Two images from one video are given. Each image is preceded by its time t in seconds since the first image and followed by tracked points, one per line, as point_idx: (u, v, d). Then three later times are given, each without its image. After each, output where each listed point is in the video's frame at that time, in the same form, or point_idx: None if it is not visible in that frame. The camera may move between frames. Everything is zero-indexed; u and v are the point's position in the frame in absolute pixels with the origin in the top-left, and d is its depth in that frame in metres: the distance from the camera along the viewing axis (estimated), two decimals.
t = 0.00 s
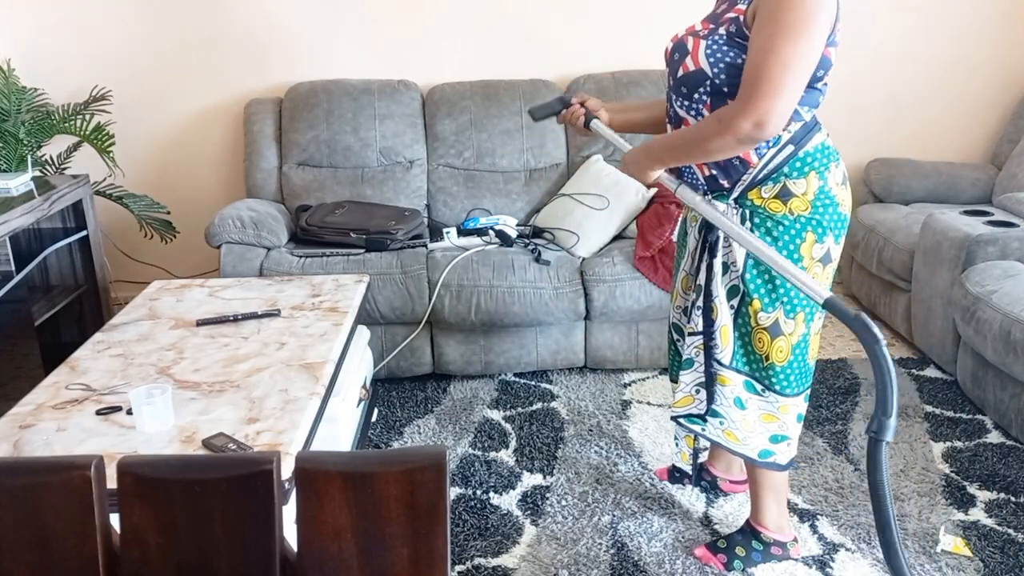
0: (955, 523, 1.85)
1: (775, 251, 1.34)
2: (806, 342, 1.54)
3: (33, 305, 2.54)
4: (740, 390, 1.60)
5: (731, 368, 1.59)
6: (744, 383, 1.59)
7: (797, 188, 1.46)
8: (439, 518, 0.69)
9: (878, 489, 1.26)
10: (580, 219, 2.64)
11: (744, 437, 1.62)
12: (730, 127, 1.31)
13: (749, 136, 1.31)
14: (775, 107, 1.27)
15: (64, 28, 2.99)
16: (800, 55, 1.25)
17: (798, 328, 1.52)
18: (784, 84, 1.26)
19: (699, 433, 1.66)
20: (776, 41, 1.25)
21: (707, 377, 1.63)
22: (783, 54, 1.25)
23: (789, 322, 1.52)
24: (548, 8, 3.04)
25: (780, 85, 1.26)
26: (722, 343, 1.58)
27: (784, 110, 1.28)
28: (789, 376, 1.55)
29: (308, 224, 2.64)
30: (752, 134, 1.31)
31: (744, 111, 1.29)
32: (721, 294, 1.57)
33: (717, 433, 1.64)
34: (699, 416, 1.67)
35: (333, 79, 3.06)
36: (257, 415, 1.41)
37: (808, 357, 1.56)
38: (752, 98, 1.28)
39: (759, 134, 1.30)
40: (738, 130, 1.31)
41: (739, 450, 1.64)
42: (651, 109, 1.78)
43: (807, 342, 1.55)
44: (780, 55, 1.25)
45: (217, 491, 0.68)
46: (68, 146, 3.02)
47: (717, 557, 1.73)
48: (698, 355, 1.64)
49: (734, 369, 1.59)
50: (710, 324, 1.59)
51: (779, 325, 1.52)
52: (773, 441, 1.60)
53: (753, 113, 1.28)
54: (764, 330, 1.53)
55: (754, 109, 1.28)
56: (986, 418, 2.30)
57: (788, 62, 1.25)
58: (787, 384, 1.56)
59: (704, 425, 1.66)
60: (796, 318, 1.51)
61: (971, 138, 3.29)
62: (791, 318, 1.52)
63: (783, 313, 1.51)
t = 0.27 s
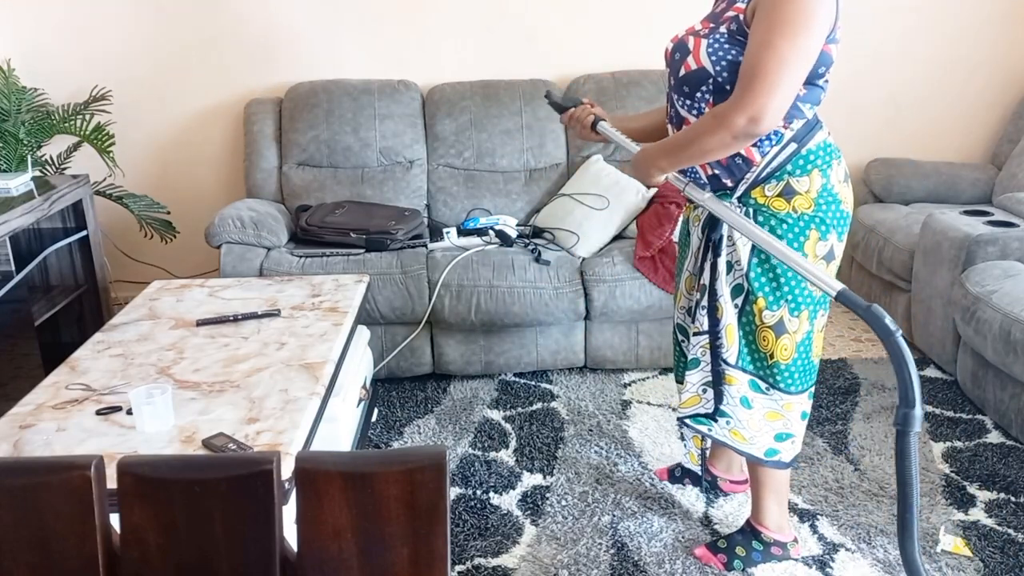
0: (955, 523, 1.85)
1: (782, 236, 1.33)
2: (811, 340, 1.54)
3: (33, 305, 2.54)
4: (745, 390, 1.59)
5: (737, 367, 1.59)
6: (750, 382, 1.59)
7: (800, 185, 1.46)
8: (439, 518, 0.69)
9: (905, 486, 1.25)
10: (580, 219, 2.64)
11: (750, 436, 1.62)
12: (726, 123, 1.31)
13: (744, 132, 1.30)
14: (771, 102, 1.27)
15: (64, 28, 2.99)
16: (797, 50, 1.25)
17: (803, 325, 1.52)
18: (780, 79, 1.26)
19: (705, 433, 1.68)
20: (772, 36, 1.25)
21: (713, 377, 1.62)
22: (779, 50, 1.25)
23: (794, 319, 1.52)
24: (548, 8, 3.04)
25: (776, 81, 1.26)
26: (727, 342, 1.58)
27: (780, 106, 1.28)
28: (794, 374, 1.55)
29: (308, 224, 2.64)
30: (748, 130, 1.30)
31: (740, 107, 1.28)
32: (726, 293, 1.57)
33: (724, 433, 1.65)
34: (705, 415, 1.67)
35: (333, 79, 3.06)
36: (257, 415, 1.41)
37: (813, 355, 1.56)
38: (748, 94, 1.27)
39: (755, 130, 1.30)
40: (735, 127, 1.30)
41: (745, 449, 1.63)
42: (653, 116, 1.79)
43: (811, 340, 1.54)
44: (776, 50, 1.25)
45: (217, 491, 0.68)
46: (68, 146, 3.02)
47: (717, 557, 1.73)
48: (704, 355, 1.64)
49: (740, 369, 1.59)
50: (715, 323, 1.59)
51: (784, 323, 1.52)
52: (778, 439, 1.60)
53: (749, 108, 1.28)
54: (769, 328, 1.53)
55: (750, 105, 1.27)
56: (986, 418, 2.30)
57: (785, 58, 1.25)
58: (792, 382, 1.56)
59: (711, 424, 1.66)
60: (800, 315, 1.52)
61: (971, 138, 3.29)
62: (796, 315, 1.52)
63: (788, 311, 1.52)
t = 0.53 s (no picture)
0: (955, 523, 1.85)
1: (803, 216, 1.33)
2: (810, 339, 1.54)
3: (33, 305, 2.54)
4: (744, 389, 1.60)
5: (736, 367, 1.59)
6: (749, 382, 1.59)
7: (797, 185, 1.46)
8: (439, 518, 0.69)
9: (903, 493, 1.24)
10: (580, 219, 2.64)
11: (749, 436, 1.62)
12: (721, 124, 1.31)
13: (739, 132, 1.30)
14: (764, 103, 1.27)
15: (64, 28, 2.99)
16: (789, 50, 1.25)
17: (801, 325, 1.52)
18: (773, 80, 1.26)
19: (705, 432, 1.67)
20: (765, 36, 1.25)
21: (712, 376, 1.62)
22: (771, 49, 1.25)
23: (792, 320, 1.52)
24: (549, 8, 3.04)
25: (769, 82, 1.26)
26: (726, 342, 1.58)
27: (773, 106, 1.28)
28: (793, 373, 1.55)
29: (308, 224, 2.64)
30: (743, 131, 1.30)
31: (733, 107, 1.29)
32: (724, 293, 1.57)
33: (723, 432, 1.65)
34: (704, 414, 1.67)
35: (333, 79, 3.06)
36: (257, 415, 1.41)
37: (812, 354, 1.56)
38: (741, 94, 1.28)
39: (749, 131, 1.30)
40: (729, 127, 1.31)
41: (744, 449, 1.63)
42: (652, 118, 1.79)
43: (810, 340, 1.54)
44: (768, 50, 1.25)
45: (217, 491, 0.68)
46: (68, 146, 3.02)
47: (717, 557, 1.73)
48: (702, 354, 1.64)
49: (739, 368, 1.59)
50: (713, 323, 1.59)
51: (782, 323, 1.52)
52: (778, 439, 1.60)
53: (742, 109, 1.28)
54: (767, 327, 1.53)
55: (744, 106, 1.28)
56: (986, 418, 2.30)
57: (777, 57, 1.25)
58: (791, 382, 1.56)
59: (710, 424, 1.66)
60: (798, 315, 1.51)
61: (971, 138, 3.29)
62: (794, 315, 1.52)
63: (786, 311, 1.52)
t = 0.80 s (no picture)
0: (955, 523, 1.85)
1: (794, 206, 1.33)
2: (806, 340, 1.55)
3: (33, 305, 2.54)
4: (741, 389, 1.59)
5: (733, 366, 1.59)
6: (746, 382, 1.59)
7: (795, 185, 1.46)
8: (439, 518, 0.69)
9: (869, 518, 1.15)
10: (580, 219, 2.64)
11: (746, 436, 1.61)
12: (724, 135, 1.31)
13: (742, 144, 1.31)
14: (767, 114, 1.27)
15: (64, 28, 2.99)
16: (791, 60, 1.24)
17: (798, 326, 1.52)
18: (776, 91, 1.26)
19: (702, 431, 1.67)
20: (767, 46, 1.25)
21: (709, 375, 1.62)
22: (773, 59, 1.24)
23: (789, 320, 1.52)
24: (549, 8, 3.04)
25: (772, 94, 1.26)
26: (723, 342, 1.58)
27: (776, 115, 1.28)
28: (790, 373, 1.55)
29: (308, 224, 2.64)
30: (746, 142, 1.31)
31: (737, 119, 1.29)
32: (722, 293, 1.57)
33: (720, 431, 1.64)
34: (701, 414, 1.67)
35: (333, 79, 3.06)
36: (257, 414, 1.41)
37: (809, 355, 1.56)
38: (744, 106, 1.28)
39: (752, 142, 1.30)
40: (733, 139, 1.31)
41: (741, 449, 1.63)
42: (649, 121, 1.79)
43: (807, 340, 1.55)
44: (770, 61, 1.25)
45: (217, 491, 0.68)
46: (68, 146, 3.02)
47: (717, 557, 1.73)
48: (699, 353, 1.64)
49: (736, 368, 1.59)
50: (710, 323, 1.59)
51: (779, 323, 1.52)
52: (775, 440, 1.60)
53: (745, 121, 1.28)
54: (765, 328, 1.53)
55: (747, 118, 1.28)
56: (986, 418, 2.30)
57: (779, 68, 1.25)
58: (788, 381, 1.56)
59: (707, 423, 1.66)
60: (795, 316, 1.52)
61: (971, 138, 3.29)
62: (791, 316, 1.52)
63: (783, 312, 1.51)
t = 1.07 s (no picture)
0: (955, 523, 1.85)
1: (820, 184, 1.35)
2: (814, 338, 1.55)
3: (33, 305, 2.54)
4: (748, 389, 1.59)
5: (740, 366, 1.58)
6: (753, 381, 1.58)
7: (804, 184, 1.46)
8: (439, 519, 0.69)
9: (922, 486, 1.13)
10: (580, 219, 2.64)
11: (754, 436, 1.61)
12: (724, 138, 1.32)
13: (742, 147, 1.31)
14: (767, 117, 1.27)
15: (64, 28, 2.99)
16: (789, 62, 1.24)
17: (807, 324, 1.53)
18: (775, 93, 1.26)
19: (708, 430, 1.68)
20: (766, 49, 1.25)
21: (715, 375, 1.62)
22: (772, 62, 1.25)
23: (799, 318, 1.52)
24: (549, 9, 3.04)
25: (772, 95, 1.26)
26: (730, 341, 1.58)
27: (775, 118, 1.28)
28: (797, 372, 1.56)
29: (308, 224, 2.64)
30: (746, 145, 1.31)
31: (736, 122, 1.29)
32: (730, 293, 1.57)
33: (727, 430, 1.64)
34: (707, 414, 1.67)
35: (333, 79, 3.06)
36: (257, 415, 1.41)
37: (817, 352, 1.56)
38: (743, 109, 1.28)
39: (751, 144, 1.30)
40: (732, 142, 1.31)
41: (749, 448, 1.62)
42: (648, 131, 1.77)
43: (815, 338, 1.55)
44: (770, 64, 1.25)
45: (217, 491, 0.68)
46: (68, 146, 3.02)
47: (717, 557, 1.73)
48: (705, 352, 1.63)
49: (743, 368, 1.58)
50: (718, 322, 1.59)
51: (789, 322, 1.52)
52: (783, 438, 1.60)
53: (744, 124, 1.28)
54: (774, 326, 1.53)
55: (747, 121, 1.28)
56: (986, 418, 2.30)
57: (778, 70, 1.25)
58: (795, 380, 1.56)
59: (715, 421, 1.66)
60: (805, 314, 1.52)
61: (971, 138, 3.29)
62: (801, 314, 1.52)
63: (793, 310, 1.52)
